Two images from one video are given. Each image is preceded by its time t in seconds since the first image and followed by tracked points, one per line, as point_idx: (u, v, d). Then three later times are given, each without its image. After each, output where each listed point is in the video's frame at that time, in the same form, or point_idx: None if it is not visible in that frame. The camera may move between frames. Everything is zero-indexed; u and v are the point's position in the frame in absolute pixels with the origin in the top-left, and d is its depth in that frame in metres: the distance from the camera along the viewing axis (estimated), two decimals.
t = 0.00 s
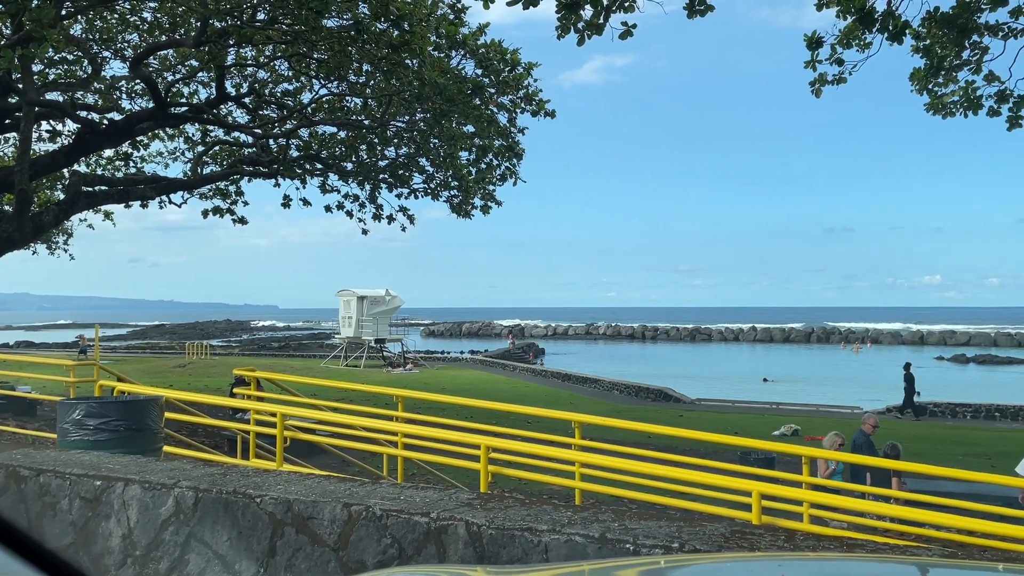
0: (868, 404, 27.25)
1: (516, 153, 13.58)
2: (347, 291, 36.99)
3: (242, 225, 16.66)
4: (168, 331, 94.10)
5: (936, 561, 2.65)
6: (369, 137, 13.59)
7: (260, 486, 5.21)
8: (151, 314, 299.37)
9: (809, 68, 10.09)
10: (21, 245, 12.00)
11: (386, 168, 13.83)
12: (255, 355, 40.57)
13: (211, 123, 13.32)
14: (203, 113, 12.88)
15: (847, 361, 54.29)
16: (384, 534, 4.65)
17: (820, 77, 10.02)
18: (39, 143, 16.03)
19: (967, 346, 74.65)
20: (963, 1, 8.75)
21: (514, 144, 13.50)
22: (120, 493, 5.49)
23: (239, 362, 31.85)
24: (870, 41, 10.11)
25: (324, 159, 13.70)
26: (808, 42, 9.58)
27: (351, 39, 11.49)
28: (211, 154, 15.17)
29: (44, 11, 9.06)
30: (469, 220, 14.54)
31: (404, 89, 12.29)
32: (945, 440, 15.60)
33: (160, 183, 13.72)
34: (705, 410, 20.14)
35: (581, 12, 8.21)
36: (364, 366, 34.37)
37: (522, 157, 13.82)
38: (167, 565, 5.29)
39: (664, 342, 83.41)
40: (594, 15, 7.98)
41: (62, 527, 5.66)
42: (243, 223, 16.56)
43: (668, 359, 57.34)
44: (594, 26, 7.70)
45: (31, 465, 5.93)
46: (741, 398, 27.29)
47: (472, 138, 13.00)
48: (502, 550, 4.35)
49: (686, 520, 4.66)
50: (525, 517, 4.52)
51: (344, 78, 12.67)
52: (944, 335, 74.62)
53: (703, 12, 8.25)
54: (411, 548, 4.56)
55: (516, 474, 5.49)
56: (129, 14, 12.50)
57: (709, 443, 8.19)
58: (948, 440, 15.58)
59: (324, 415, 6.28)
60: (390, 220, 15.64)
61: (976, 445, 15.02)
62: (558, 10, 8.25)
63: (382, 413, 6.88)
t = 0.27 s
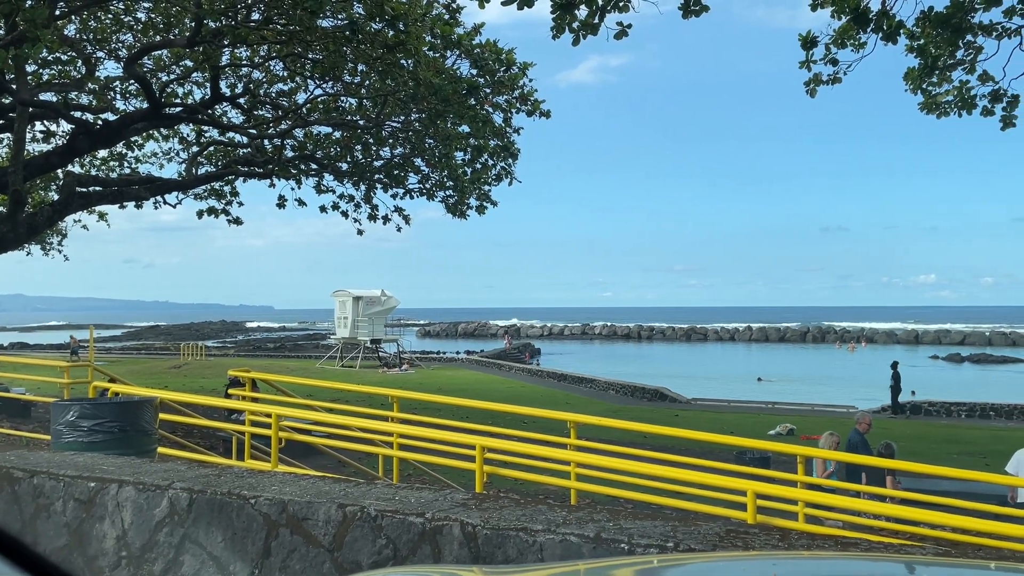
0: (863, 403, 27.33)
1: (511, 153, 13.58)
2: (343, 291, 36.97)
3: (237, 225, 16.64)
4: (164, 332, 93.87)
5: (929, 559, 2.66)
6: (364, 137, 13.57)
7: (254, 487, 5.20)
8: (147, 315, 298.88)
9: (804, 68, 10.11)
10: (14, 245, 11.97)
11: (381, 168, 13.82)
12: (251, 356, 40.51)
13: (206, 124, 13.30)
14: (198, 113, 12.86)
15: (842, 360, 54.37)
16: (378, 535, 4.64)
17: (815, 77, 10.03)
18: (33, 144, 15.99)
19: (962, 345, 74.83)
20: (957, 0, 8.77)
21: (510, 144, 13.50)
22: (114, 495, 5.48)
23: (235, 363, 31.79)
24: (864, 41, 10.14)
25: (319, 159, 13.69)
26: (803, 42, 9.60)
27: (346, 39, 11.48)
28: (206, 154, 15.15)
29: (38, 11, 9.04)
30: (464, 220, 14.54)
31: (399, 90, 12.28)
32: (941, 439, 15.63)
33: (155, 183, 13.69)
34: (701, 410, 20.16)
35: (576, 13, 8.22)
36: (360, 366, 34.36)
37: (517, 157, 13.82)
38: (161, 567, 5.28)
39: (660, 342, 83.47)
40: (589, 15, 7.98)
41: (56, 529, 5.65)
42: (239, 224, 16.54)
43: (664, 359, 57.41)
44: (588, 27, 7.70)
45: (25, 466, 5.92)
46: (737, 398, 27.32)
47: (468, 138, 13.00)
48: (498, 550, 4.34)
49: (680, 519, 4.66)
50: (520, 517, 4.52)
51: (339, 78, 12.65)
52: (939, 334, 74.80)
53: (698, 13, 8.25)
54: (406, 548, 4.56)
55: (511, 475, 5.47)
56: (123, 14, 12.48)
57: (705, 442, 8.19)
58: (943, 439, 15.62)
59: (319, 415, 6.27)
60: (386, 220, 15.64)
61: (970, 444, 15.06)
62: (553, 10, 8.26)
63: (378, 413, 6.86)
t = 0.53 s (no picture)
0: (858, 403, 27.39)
1: (507, 153, 13.58)
2: (339, 292, 36.95)
3: (232, 226, 16.61)
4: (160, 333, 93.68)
5: (923, 558, 2.67)
6: (359, 137, 13.55)
7: (249, 488, 5.19)
8: (143, 316, 298.36)
9: (799, 68, 10.13)
10: (9, 246, 11.94)
11: (376, 168, 13.81)
12: (246, 357, 40.46)
13: (201, 124, 13.29)
14: (193, 114, 12.84)
15: (837, 360, 54.45)
16: (374, 535, 4.64)
17: (810, 77, 10.05)
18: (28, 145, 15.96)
19: (958, 344, 74.99)
20: (951, 0, 8.79)
21: (505, 144, 13.50)
22: (109, 496, 5.47)
23: (231, 364, 31.75)
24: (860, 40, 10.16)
25: (314, 160, 13.68)
26: (798, 42, 9.62)
27: (341, 39, 11.47)
28: (201, 155, 15.13)
29: (32, 12, 9.02)
30: (460, 221, 14.54)
31: (395, 90, 12.26)
32: (936, 438, 15.67)
33: (150, 184, 13.67)
34: (697, 410, 20.17)
35: (571, 13, 8.22)
36: (356, 367, 34.33)
37: (513, 157, 13.82)
38: (156, 568, 5.27)
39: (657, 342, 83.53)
40: (584, 15, 7.98)
41: (51, 531, 5.64)
42: (234, 224, 16.52)
43: (660, 358, 57.44)
44: (583, 27, 7.71)
45: (20, 467, 5.91)
46: (733, 398, 27.34)
47: (463, 138, 13.00)
48: (493, 550, 4.34)
49: (676, 518, 4.66)
50: (515, 517, 4.52)
51: (334, 78, 12.64)
52: (934, 333, 74.98)
53: (694, 13, 8.26)
54: (402, 549, 4.55)
55: (507, 475, 5.46)
56: (118, 14, 12.47)
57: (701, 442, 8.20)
58: (939, 438, 15.65)
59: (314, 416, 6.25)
60: (381, 220, 15.63)
61: (966, 442, 15.09)
62: (548, 11, 8.26)
63: (374, 414, 6.85)
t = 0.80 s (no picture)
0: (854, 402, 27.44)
1: (503, 153, 13.58)
2: (335, 292, 36.92)
3: (228, 225, 16.58)
4: (155, 333, 93.43)
5: (918, 557, 2.69)
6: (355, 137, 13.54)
7: (245, 488, 5.19)
8: (139, 317, 297.69)
9: (795, 68, 10.15)
10: (4, 247, 11.90)
11: (372, 168, 13.80)
12: (242, 357, 40.39)
13: (196, 124, 13.26)
14: (188, 114, 12.82)
15: (833, 359, 54.51)
16: (370, 535, 4.64)
17: (805, 76, 10.06)
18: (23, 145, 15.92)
19: (953, 343, 75.12)
20: (946, 0, 8.82)
21: (501, 144, 13.51)
22: (104, 497, 5.45)
23: (227, 364, 31.70)
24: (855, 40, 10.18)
25: (310, 160, 13.66)
26: (793, 42, 9.63)
27: (337, 39, 11.45)
28: (196, 155, 15.11)
29: (27, 12, 8.99)
30: (456, 221, 14.54)
31: (391, 90, 12.26)
32: (931, 437, 15.70)
33: (145, 184, 13.64)
34: (693, 410, 20.18)
35: (567, 13, 8.23)
36: (352, 367, 34.30)
37: (509, 157, 13.82)
38: (152, 569, 5.26)
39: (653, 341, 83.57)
40: (580, 15, 7.98)
41: (46, 532, 5.63)
42: (230, 224, 16.49)
43: (656, 358, 57.45)
44: (579, 26, 7.71)
45: (15, 468, 5.90)
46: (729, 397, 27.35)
47: (459, 138, 13.01)
48: (490, 550, 4.34)
49: (672, 517, 4.66)
50: (512, 516, 4.52)
51: (330, 78, 12.63)
52: (930, 332, 75.16)
53: (689, 13, 8.27)
54: (398, 549, 4.55)
55: (504, 475, 5.46)
56: (113, 14, 12.44)
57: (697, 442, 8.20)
58: (935, 437, 15.68)
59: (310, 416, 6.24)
60: (377, 221, 15.63)
61: (961, 441, 15.15)
62: (544, 10, 8.26)
63: (370, 414, 6.84)
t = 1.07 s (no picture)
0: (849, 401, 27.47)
1: (499, 153, 13.59)
2: (331, 293, 36.89)
3: (224, 226, 16.56)
4: (151, 334, 93.24)
5: (913, 555, 2.70)
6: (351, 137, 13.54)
7: (241, 489, 5.18)
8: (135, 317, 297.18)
9: (790, 67, 10.16)
10: None
11: (368, 169, 13.79)
12: (238, 358, 40.32)
13: (192, 124, 13.24)
14: (184, 114, 12.80)
15: (829, 359, 54.55)
16: (366, 535, 4.64)
17: (801, 76, 10.08)
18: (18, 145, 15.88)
19: (949, 343, 75.22)
20: (941, 1, 8.85)
21: (498, 144, 13.51)
22: (100, 497, 5.44)
23: (224, 365, 31.65)
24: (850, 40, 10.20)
25: (306, 160, 13.65)
26: (789, 41, 9.65)
27: (333, 39, 11.45)
28: (192, 155, 15.09)
29: (22, 12, 8.97)
30: (453, 221, 14.54)
31: (387, 90, 12.25)
32: (928, 436, 15.72)
33: (141, 184, 13.62)
34: (690, 409, 20.18)
35: (563, 12, 8.23)
36: (349, 368, 34.26)
37: (506, 157, 13.82)
38: (148, 570, 5.25)
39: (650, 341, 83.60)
40: (576, 15, 7.99)
41: (42, 533, 5.61)
42: (226, 225, 16.47)
43: (652, 358, 57.46)
44: (575, 26, 7.71)
45: (10, 470, 5.89)
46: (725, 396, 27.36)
47: (456, 138, 13.00)
48: (486, 550, 4.34)
49: (668, 517, 4.66)
50: (508, 516, 4.52)
51: (326, 78, 12.62)
52: (925, 332, 75.30)
53: (685, 12, 8.28)
54: (394, 549, 4.55)
55: (500, 475, 5.45)
56: (108, 15, 12.42)
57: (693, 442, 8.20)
58: (931, 436, 15.70)
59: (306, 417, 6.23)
60: (374, 221, 15.61)
61: (957, 440, 15.18)
62: (540, 10, 8.26)
63: (366, 414, 6.83)
